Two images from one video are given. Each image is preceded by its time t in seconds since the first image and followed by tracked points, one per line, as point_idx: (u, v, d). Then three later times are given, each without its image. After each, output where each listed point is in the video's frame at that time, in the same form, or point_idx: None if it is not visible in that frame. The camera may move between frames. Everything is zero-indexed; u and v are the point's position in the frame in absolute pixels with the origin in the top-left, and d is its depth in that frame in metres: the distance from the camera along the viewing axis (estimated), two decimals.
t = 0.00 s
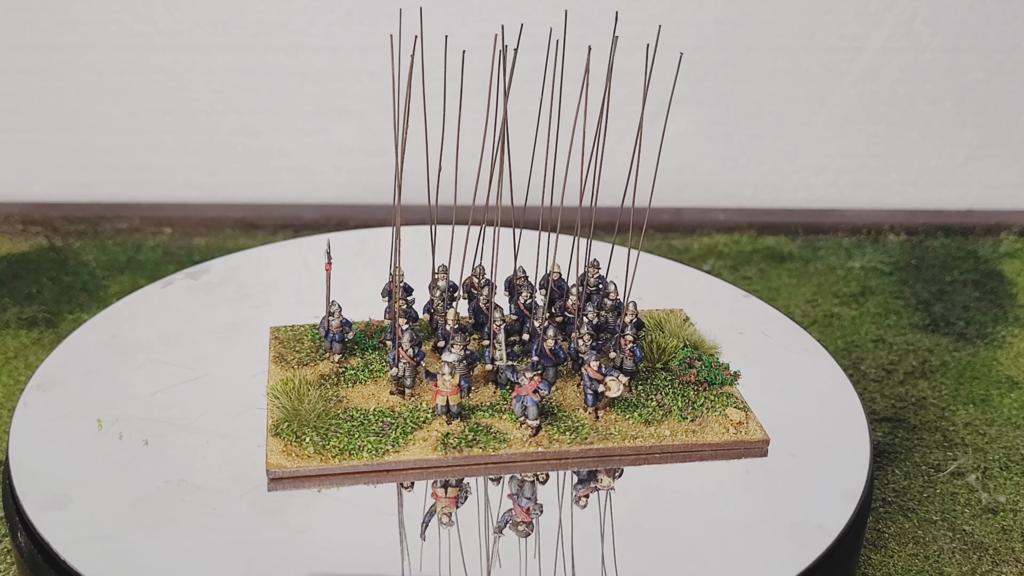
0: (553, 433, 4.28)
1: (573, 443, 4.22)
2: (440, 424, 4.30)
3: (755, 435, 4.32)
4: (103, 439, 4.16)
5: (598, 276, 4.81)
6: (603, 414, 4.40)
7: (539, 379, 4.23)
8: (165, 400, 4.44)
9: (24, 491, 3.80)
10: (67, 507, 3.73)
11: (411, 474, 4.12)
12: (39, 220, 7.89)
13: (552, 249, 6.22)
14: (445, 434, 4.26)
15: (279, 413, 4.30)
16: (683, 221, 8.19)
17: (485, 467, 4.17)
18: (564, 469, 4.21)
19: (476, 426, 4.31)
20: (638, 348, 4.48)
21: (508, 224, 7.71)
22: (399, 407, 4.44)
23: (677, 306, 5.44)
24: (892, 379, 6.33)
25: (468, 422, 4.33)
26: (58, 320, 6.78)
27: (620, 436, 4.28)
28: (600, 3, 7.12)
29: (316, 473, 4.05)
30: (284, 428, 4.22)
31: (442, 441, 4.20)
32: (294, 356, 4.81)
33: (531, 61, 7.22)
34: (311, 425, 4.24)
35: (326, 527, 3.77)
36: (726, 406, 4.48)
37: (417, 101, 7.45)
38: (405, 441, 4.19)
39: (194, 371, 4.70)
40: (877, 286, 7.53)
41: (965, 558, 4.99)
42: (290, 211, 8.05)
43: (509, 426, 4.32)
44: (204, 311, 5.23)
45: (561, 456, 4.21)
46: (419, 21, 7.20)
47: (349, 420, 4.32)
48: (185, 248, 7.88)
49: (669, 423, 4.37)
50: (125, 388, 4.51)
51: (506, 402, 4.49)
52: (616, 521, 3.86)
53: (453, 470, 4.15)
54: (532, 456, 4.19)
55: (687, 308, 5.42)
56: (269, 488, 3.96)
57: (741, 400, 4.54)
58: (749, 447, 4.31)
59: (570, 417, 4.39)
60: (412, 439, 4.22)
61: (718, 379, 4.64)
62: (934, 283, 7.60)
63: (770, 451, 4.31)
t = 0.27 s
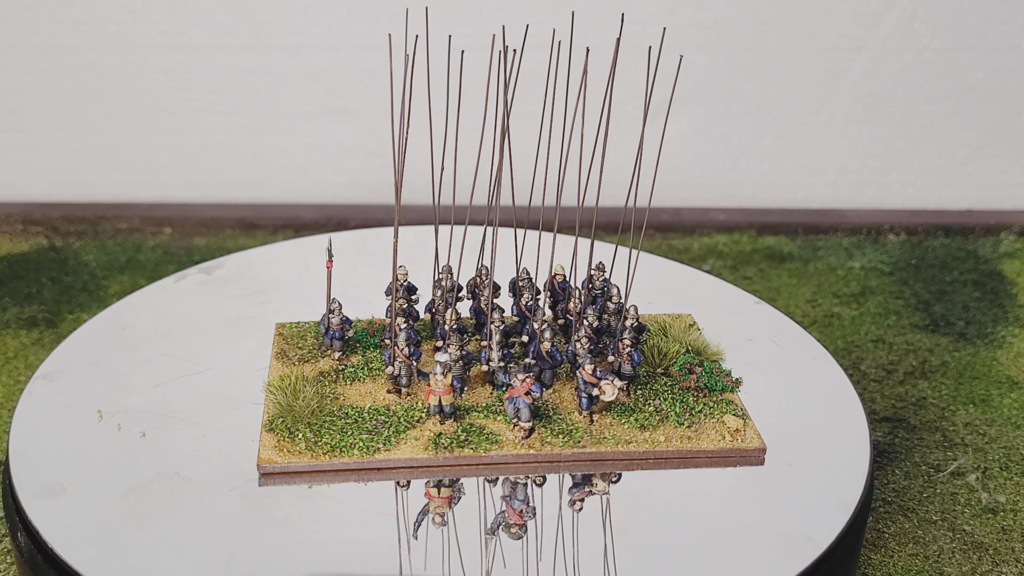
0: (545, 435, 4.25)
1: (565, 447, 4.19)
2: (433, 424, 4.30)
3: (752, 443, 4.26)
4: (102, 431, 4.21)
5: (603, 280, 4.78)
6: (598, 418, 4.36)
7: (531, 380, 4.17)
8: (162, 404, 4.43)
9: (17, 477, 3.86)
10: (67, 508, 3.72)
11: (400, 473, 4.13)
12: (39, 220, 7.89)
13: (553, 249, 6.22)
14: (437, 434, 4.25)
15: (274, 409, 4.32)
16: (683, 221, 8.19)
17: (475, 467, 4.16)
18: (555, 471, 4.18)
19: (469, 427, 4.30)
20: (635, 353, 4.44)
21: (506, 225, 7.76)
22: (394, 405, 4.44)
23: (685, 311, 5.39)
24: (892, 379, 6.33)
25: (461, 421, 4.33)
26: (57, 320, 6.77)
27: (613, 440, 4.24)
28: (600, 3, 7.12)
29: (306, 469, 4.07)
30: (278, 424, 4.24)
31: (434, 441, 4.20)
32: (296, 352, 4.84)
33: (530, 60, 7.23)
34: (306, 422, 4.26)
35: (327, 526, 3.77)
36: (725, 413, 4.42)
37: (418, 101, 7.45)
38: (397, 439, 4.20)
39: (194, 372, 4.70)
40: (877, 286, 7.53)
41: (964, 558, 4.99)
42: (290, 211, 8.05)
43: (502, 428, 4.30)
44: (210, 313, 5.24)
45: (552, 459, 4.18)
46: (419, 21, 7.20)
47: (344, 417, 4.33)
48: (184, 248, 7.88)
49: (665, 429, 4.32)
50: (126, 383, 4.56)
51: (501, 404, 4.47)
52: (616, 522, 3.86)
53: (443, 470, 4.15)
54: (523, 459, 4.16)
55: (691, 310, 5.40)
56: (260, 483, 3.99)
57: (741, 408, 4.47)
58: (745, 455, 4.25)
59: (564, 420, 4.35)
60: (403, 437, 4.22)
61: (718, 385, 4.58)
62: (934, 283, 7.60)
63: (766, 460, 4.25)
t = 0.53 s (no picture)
0: (538, 438, 4.23)
1: (557, 449, 4.17)
2: (426, 423, 4.29)
3: (747, 451, 4.20)
4: (101, 421, 4.26)
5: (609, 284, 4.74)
6: (592, 422, 4.34)
7: (523, 382, 4.18)
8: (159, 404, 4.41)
9: (14, 466, 3.91)
10: (66, 509, 3.72)
11: (390, 472, 4.13)
12: (39, 220, 7.89)
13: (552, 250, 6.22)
14: (430, 433, 4.25)
15: (270, 404, 4.35)
16: (683, 221, 8.19)
17: (465, 468, 4.15)
18: (546, 474, 4.16)
19: (462, 427, 4.30)
20: (632, 357, 4.42)
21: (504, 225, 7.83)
22: (389, 403, 4.45)
23: (692, 315, 5.34)
24: (892, 379, 6.33)
25: (454, 421, 4.33)
26: (57, 320, 6.77)
27: (606, 443, 4.21)
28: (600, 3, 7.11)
29: (298, 465, 4.09)
30: (272, 419, 4.27)
31: (426, 440, 4.20)
32: (298, 349, 4.87)
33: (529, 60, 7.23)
34: (301, 419, 4.27)
35: (326, 526, 3.76)
36: (722, 421, 4.37)
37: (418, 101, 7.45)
38: (389, 438, 4.20)
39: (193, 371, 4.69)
40: (877, 286, 7.53)
41: (964, 558, 4.99)
42: (290, 211, 8.05)
43: (495, 429, 4.29)
44: (214, 311, 5.24)
45: (544, 462, 4.16)
46: (419, 21, 7.20)
47: (339, 415, 4.34)
48: (185, 248, 7.88)
49: (659, 434, 4.27)
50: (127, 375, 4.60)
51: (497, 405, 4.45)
52: (616, 522, 3.85)
53: (434, 470, 4.15)
54: (515, 460, 4.14)
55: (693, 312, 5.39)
56: (251, 478, 4.01)
57: (740, 416, 4.42)
58: (740, 463, 4.19)
59: (558, 423, 4.33)
60: (396, 436, 4.22)
61: (717, 393, 4.54)
62: (934, 283, 7.60)
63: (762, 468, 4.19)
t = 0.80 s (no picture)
0: (529, 440, 4.21)
1: (547, 453, 4.15)
2: (418, 423, 4.30)
3: (741, 460, 4.14)
4: (103, 411, 4.36)
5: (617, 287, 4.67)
6: (585, 426, 4.30)
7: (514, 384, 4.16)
8: (158, 401, 4.48)
9: (15, 453, 4.03)
10: (67, 511, 3.72)
11: (379, 470, 4.14)
12: (39, 220, 7.90)
13: (552, 251, 6.22)
14: (422, 432, 4.25)
15: (267, 399, 4.37)
16: (683, 221, 8.20)
17: (455, 468, 4.14)
18: (534, 477, 4.14)
19: (454, 427, 4.29)
20: (630, 362, 4.37)
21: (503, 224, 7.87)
22: (384, 401, 4.46)
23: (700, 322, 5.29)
24: (892, 379, 6.33)
25: (446, 421, 4.32)
26: (57, 320, 6.77)
27: (598, 448, 4.18)
28: (600, 3, 7.11)
29: (288, 461, 4.12)
30: (267, 414, 4.30)
31: (417, 439, 4.20)
32: (302, 345, 4.89)
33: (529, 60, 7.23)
34: (295, 415, 4.29)
35: (325, 526, 3.76)
36: (719, 428, 4.30)
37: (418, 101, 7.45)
38: (380, 436, 4.21)
39: (194, 374, 4.71)
40: (877, 286, 7.53)
41: (964, 558, 4.98)
42: (290, 211, 8.05)
43: (488, 429, 4.28)
44: (219, 311, 5.31)
45: (533, 465, 4.14)
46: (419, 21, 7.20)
47: (333, 412, 4.36)
48: (185, 248, 7.88)
49: (652, 441, 4.23)
50: (132, 369, 4.70)
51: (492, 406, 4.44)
52: (615, 523, 3.85)
53: (423, 469, 4.15)
54: (505, 462, 4.13)
55: (697, 316, 5.36)
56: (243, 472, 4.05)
57: (738, 424, 4.35)
58: (734, 471, 4.14)
59: (550, 426, 4.31)
60: (387, 434, 4.23)
61: (717, 399, 4.47)
62: (934, 283, 7.60)
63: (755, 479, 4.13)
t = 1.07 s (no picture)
0: (521, 443, 4.20)
1: (537, 456, 4.13)
2: (411, 422, 4.32)
3: (734, 469, 4.09)
4: (105, 401, 4.43)
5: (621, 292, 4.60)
6: (577, 430, 4.28)
7: (505, 386, 4.13)
8: (159, 395, 4.52)
9: (15, 441, 4.12)
10: (67, 511, 3.73)
11: (369, 468, 4.16)
12: (39, 220, 7.90)
13: (552, 252, 6.23)
14: (414, 431, 4.27)
15: (264, 395, 4.42)
16: (683, 221, 8.20)
17: (444, 468, 4.15)
18: (524, 480, 4.13)
19: (447, 427, 4.30)
20: (626, 367, 4.33)
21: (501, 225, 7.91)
22: (380, 399, 4.48)
23: (710, 329, 5.23)
24: (892, 379, 6.34)
25: (439, 420, 4.34)
26: (57, 320, 6.77)
27: (589, 452, 4.16)
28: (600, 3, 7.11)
29: (280, 456, 4.16)
30: (264, 409, 4.34)
31: (408, 438, 4.21)
32: (306, 342, 4.94)
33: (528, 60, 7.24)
34: (291, 412, 4.34)
35: (326, 526, 3.77)
36: (715, 436, 4.25)
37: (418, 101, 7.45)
38: (372, 434, 4.23)
39: (196, 372, 4.73)
40: (877, 286, 7.53)
41: (965, 558, 4.98)
42: (290, 211, 8.06)
43: (480, 430, 4.28)
44: (226, 307, 5.34)
45: (523, 468, 4.13)
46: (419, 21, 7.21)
47: (329, 409, 4.39)
48: (184, 248, 7.88)
49: (646, 446, 4.19)
50: (135, 362, 4.76)
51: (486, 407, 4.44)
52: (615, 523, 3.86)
53: (413, 468, 4.16)
54: (495, 464, 4.13)
55: (701, 320, 5.33)
56: (236, 465, 4.10)
57: (735, 433, 4.29)
58: (726, 480, 4.09)
59: (543, 429, 4.29)
60: (379, 432, 4.25)
61: (715, 407, 4.41)
62: (934, 283, 7.60)
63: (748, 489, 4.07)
